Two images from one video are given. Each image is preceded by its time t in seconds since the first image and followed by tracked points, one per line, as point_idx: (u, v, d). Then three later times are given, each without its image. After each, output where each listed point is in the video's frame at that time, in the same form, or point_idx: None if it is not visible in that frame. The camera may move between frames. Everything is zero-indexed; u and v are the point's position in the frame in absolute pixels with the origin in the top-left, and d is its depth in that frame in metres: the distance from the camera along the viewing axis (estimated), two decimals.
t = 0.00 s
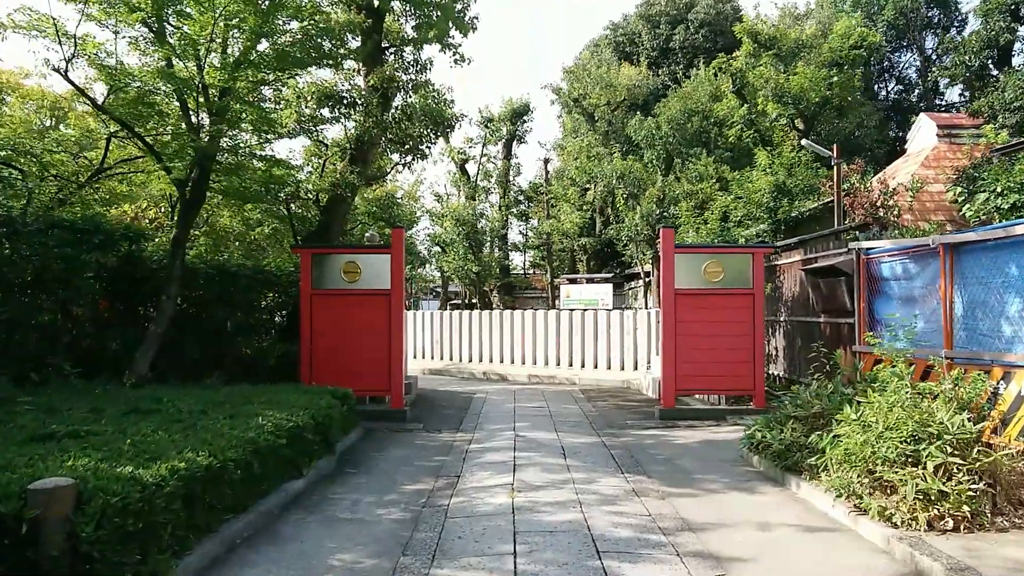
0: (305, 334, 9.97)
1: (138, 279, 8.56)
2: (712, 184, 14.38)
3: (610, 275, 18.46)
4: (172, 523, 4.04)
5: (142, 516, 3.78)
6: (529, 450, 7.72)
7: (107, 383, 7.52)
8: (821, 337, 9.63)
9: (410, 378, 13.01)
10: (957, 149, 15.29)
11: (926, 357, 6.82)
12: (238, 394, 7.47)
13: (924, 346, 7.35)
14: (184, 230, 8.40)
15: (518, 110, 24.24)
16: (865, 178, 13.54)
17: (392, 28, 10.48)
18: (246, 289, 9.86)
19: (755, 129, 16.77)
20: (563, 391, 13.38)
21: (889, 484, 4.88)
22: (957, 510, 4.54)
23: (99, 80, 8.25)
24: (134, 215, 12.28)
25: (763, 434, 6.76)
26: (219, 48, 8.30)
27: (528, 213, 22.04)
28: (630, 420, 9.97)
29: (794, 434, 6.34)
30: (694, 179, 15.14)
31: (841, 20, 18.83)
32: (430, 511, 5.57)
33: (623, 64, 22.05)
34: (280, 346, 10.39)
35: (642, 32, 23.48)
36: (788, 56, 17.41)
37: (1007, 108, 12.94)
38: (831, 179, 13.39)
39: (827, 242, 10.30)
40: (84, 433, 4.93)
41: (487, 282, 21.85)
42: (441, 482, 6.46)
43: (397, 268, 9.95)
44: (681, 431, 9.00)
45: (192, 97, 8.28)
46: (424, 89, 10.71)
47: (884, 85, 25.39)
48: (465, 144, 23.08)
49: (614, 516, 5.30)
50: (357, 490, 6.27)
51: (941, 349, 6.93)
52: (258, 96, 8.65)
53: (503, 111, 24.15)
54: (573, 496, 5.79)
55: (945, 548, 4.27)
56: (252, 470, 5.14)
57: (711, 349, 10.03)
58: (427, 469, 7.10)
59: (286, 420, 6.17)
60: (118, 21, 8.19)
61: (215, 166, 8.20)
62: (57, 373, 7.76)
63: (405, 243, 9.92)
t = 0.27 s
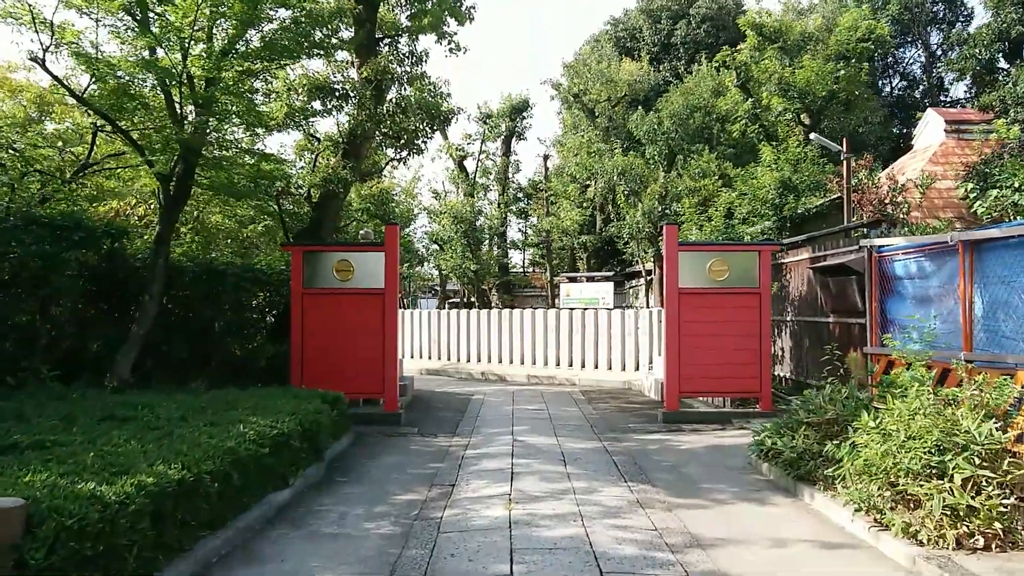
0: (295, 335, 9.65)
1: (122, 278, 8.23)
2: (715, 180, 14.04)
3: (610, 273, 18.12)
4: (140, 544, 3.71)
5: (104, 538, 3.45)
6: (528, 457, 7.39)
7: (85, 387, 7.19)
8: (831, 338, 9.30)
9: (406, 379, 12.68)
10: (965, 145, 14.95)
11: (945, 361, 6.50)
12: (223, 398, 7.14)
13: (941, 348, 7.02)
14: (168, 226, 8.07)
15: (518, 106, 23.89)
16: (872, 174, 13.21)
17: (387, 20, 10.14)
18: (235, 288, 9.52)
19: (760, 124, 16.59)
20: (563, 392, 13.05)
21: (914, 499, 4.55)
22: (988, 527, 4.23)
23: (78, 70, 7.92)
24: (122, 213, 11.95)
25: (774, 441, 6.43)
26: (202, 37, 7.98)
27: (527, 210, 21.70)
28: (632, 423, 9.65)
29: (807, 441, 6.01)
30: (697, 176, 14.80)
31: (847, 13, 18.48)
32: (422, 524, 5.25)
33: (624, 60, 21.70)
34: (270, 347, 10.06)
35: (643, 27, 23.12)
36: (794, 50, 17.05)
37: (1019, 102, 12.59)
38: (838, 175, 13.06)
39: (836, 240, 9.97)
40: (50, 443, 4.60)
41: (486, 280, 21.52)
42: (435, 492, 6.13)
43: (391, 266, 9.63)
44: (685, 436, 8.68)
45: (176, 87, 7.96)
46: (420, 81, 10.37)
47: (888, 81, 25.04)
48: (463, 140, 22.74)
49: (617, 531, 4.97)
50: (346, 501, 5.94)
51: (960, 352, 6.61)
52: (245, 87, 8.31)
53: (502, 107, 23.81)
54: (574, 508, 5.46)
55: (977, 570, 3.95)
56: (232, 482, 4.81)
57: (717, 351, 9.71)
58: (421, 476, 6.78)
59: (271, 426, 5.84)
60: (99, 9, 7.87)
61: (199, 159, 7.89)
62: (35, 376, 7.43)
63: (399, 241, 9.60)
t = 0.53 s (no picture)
0: (287, 335, 9.32)
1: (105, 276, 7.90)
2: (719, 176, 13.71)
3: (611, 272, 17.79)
4: (101, 569, 3.37)
5: (57, 564, 3.11)
6: (527, 463, 7.05)
7: (63, 390, 6.85)
8: (842, 339, 8.98)
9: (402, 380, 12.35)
10: (974, 141, 14.62)
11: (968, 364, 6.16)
12: (208, 402, 6.80)
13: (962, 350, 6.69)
14: (152, 222, 7.74)
15: (517, 102, 23.56)
16: (881, 170, 12.88)
17: (381, 9, 9.81)
18: (224, 286, 9.18)
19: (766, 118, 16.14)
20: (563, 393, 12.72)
21: (945, 515, 4.18)
22: None
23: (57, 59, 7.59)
24: (110, 210, 11.62)
25: (787, 448, 6.09)
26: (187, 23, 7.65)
27: (527, 208, 21.36)
28: (635, 426, 9.31)
29: (824, 449, 5.67)
30: (700, 172, 14.48)
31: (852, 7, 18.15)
32: (413, 540, 4.90)
33: (625, 55, 21.37)
34: (261, 347, 9.71)
35: (644, 22, 22.79)
36: (799, 42, 16.71)
37: None
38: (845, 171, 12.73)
39: (847, 237, 9.64)
40: (12, 454, 4.26)
41: (484, 279, 21.19)
42: (429, 502, 5.79)
43: (385, 263, 9.30)
44: (691, 441, 8.34)
45: (158, 76, 7.63)
46: (416, 73, 10.05)
47: (892, 77, 24.71)
48: (462, 137, 22.41)
49: (624, 547, 4.63)
50: (334, 512, 5.60)
51: (983, 354, 6.28)
52: (232, 77, 7.98)
53: (501, 103, 23.48)
54: (577, 522, 5.12)
55: None
56: (209, 496, 4.47)
57: (723, 352, 9.38)
58: (415, 485, 6.44)
59: (254, 433, 5.49)
60: None
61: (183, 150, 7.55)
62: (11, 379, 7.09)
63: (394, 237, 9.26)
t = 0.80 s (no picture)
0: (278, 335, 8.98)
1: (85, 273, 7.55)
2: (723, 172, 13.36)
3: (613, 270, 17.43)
4: None
5: None
6: (527, 471, 6.69)
7: (38, 393, 6.50)
8: (855, 339, 8.64)
9: (398, 381, 12.00)
10: (985, 136, 14.27)
11: (995, 366, 5.82)
12: (190, 407, 6.45)
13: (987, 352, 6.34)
14: (134, 217, 7.40)
15: (517, 98, 23.20)
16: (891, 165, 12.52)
17: None
18: (211, 283, 8.85)
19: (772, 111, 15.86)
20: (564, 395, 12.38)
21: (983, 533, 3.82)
22: None
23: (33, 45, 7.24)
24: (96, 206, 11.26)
25: (804, 456, 5.74)
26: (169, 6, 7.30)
27: (527, 205, 21.00)
28: (639, 430, 8.96)
29: (844, 457, 5.32)
30: (704, 168, 14.13)
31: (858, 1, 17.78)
32: (406, 556, 4.54)
33: (626, 50, 21.01)
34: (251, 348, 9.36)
35: (645, 17, 22.42)
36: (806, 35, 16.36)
37: None
38: (853, 166, 12.37)
39: (859, 233, 9.29)
40: None
41: (483, 278, 20.84)
42: (423, 514, 5.44)
43: (379, 259, 8.95)
44: (698, 445, 8.00)
45: (140, 61, 7.29)
46: (412, 63, 9.69)
47: (897, 74, 24.33)
48: (461, 133, 22.06)
49: (632, 565, 4.28)
50: (322, 525, 5.25)
51: (1011, 356, 5.93)
52: (218, 65, 7.64)
53: (501, 99, 23.12)
54: (582, 536, 4.77)
55: None
56: (183, 511, 4.12)
57: (731, 353, 9.03)
58: (409, 494, 6.09)
59: (235, 440, 5.14)
60: None
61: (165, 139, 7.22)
62: None
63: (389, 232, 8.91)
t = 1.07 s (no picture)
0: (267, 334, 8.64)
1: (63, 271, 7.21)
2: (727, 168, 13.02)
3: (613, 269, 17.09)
4: None
5: None
6: (526, 478, 6.36)
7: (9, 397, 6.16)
8: (868, 339, 8.31)
9: (394, 382, 11.66)
10: (994, 132, 13.92)
11: None
12: (170, 411, 6.11)
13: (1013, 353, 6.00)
14: (114, 210, 7.07)
15: (516, 94, 22.85)
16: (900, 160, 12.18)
17: None
18: (197, 280, 8.52)
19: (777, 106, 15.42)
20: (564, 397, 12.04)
21: None
22: None
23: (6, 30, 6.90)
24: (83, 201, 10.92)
25: (820, 464, 5.40)
26: None
27: (526, 203, 20.66)
28: (643, 434, 8.63)
29: (865, 466, 4.98)
30: (708, 164, 13.80)
31: None
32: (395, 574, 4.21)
33: (627, 45, 20.66)
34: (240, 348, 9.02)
35: (646, 12, 22.07)
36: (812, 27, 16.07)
37: None
38: (861, 161, 12.03)
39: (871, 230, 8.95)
40: None
41: (482, 277, 20.50)
42: (415, 526, 5.10)
43: (372, 256, 8.62)
44: (705, 450, 7.66)
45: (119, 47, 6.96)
46: (408, 53, 9.35)
47: (902, 70, 23.97)
48: (459, 130, 21.72)
49: None
50: (307, 538, 4.91)
51: None
52: (203, 52, 7.32)
53: (500, 95, 22.78)
54: (585, 552, 4.43)
55: None
56: (150, 528, 3.78)
57: (738, 354, 8.69)
58: (401, 504, 5.75)
59: (213, 448, 4.80)
60: None
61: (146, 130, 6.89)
62: None
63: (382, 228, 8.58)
